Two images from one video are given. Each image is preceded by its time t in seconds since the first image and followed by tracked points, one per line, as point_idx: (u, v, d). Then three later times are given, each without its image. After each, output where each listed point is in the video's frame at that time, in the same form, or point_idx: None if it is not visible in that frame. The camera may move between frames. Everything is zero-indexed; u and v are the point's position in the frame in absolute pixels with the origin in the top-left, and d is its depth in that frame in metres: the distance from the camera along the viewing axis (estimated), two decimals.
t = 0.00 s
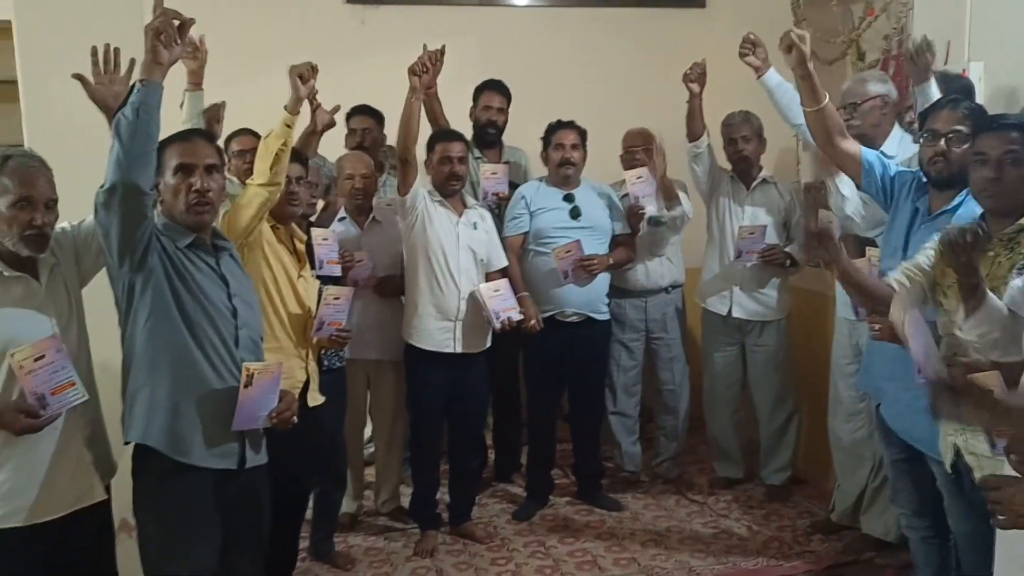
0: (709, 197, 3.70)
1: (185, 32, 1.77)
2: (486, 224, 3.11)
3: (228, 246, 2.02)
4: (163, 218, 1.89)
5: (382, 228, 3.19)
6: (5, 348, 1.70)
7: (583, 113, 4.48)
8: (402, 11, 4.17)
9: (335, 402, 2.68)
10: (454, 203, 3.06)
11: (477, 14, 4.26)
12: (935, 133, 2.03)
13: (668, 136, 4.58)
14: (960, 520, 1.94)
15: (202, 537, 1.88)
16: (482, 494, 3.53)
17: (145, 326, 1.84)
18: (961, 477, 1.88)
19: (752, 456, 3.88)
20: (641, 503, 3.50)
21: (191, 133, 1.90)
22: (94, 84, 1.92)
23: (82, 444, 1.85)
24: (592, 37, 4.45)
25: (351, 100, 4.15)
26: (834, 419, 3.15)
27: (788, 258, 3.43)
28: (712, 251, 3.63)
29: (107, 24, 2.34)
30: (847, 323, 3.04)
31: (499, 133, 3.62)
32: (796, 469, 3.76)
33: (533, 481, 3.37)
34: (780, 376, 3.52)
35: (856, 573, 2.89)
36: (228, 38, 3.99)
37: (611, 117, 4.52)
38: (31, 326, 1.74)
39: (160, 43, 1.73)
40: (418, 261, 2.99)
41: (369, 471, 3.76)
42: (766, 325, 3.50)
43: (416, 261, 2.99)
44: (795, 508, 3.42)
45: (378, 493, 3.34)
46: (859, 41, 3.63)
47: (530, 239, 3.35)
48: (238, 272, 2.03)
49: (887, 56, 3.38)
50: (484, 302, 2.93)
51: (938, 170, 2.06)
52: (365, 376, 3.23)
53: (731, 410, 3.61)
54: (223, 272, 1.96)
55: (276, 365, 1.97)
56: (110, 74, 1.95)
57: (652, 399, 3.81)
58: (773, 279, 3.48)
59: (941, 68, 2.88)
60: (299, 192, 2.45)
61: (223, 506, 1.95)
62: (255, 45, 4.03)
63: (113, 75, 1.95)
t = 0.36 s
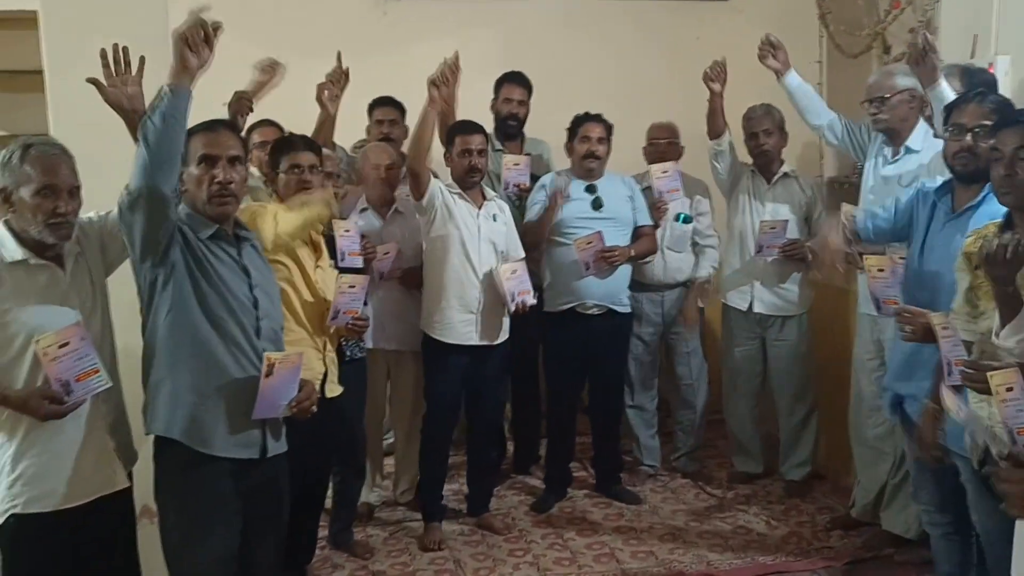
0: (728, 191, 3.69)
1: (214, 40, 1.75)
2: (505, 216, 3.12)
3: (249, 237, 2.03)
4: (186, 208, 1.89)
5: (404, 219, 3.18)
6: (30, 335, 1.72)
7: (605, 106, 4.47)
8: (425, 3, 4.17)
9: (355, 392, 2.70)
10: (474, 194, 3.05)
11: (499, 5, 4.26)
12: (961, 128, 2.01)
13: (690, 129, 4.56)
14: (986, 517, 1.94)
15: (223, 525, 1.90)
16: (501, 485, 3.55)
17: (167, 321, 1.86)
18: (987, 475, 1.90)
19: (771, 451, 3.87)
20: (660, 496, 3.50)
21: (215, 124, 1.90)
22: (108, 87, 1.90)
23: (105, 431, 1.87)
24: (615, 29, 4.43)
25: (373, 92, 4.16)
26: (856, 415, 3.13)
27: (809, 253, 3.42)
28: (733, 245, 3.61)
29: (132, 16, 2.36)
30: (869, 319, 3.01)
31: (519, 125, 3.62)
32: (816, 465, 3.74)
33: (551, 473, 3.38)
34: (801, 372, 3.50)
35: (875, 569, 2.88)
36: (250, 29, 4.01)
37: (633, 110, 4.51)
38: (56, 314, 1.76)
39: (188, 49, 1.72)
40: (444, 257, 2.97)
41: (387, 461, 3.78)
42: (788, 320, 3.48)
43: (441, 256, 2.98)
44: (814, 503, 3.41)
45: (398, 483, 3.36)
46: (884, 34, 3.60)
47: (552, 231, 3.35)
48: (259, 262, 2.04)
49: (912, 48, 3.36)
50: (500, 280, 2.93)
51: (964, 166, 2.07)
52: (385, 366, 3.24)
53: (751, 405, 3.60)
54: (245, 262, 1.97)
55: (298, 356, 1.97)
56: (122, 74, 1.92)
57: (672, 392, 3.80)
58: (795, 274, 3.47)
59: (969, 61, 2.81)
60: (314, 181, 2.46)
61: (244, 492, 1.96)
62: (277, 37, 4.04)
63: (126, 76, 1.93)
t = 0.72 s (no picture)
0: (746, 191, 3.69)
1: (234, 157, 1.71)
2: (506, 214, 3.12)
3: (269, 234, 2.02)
4: (211, 202, 1.92)
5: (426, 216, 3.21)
6: (53, 328, 1.74)
7: (625, 105, 4.46)
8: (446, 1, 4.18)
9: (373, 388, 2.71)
10: (477, 193, 3.05)
11: (520, 4, 4.26)
12: (967, 134, 2.05)
13: (710, 128, 4.55)
14: (1006, 520, 1.93)
15: (242, 518, 1.92)
16: (518, 483, 3.56)
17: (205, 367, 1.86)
18: (1008, 478, 1.89)
19: (789, 452, 3.86)
20: (677, 496, 3.50)
21: (241, 118, 1.95)
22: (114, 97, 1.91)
23: (126, 421, 1.89)
24: (635, 27, 4.42)
25: (393, 89, 4.17)
26: (875, 418, 3.12)
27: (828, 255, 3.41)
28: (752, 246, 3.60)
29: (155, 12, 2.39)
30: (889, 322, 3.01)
31: (538, 124, 3.62)
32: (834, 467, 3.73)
33: (568, 471, 3.39)
34: (820, 373, 3.49)
35: (892, 572, 2.86)
36: (273, 27, 4.04)
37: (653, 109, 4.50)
38: (79, 307, 1.78)
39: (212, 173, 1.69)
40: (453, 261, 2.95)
41: (404, 457, 3.80)
42: (808, 322, 3.46)
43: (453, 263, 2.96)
44: (831, 505, 3.39)
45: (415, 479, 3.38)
46: (907, 34, 3.59)
47: (571, 230, 3.35)
48: (279, 260, 2.04)
49: (935, 49, 3.34)
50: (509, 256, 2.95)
51: (975, 170, 2.07)
52: (404, 363, 3.26)
53: (770, 406, 3.59)
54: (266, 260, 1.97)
55: (317, 348, 1.95)
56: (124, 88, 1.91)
57: (689, 392, 3.80)
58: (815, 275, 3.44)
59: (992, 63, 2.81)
60: (341, 175, 2.48)
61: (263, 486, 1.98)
62: (299, 35, 4.07)
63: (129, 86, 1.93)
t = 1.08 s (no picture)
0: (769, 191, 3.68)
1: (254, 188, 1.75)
2: (515, 214, 3.13)
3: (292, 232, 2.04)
4: (237, 200, 1.94)
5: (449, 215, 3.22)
6: (84, 325, 1.77)
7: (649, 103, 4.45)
8: None
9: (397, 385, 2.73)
10: (484, 195, 3.05)
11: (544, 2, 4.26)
12: (998, 131, 2.04)
13: (735, 127, 4.53)
14: None
15: (267, 513, 1.94)
16: (540, 481, 3.56)
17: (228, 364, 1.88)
18: None
19: (813, 452, 3.84)
20: (700, 495, 3.49)
21: (268, 116, 1.96)
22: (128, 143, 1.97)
23: (153, 417, 1.91)
24: (660, 25, 4.41)
25: (417, 88, 4.19)
26: (901, 419, 3.10)
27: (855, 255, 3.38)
28: (777, 246, 3.58)
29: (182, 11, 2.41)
30: (918, 324, 2.97)
31: (561, 122, 3.62)
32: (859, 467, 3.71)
33: (591, 469, 3.39)
34: (845, 373, 3.47)
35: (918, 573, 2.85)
36: (298, 26, 4.06)
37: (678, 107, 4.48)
38: (107, 304, 1.81)
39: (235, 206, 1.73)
40: (468, 259, 2.96)
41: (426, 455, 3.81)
42: (832, 322, 3.44)
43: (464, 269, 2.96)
44: (856, 506, 3.37)
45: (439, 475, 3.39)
46: (935, 32, 3.56)
47: (595, 230, 3.34)
48: (302, 257, 2.05)
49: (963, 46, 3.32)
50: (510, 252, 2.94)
51: (1004, 169, 2.07)
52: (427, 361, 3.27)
53: (794, 405, 3.58)
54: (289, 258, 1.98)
55: (344, 344, 1.96)
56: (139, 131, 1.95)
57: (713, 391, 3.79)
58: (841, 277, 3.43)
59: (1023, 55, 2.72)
60: (367, 175, 2.47)
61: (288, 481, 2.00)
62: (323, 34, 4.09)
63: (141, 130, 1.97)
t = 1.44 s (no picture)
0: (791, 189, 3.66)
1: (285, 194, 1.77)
2: (541, 209, 3.13)
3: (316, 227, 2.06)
4: (259, 196, 1.94)
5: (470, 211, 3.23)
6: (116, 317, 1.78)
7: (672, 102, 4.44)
8: None
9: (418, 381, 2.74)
10: (510, 186, 3.05)
11: None
12: None
13: (758, 125, 4.51)
14: None
15: (289, 505, 1.95)
16: (560, 478, 3.56)
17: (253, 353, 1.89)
18: None
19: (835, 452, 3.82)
20: (720, 495, 3.48)
21: (293, 114, 1.95)
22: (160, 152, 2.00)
23: (178, 408, 1.93)
24: (684, 24, 4.40)
25: (440, 86, 4.20)
26: (924, 420, 3.07)
27: (875, 251, 3.35)
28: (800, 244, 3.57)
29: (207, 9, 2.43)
30: (939, 324, 2.96)
31: (583, 120, 3.62)
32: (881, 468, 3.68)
33: (611, 467, 3.39)
34: (867, 373, 3.44)
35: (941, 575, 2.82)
36: (322, 23, 4.08)
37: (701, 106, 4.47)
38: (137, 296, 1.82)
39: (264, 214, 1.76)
40: (495, 251, 2.94)
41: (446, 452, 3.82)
42: (854, 321, 3.42)
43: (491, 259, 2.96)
44: (878, 506, 3.35)
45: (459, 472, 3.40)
46: (962, 30, 3.53)
47: (614, 228, 3.36)
48: (325, 251, 2.07)
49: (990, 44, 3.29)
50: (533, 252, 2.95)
51: None
52: (448, 357, 3.29)
53: (816, 404, 3.56)
54: (312, 252, 2.01)
55: (364, 342, 2.03)
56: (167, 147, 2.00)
57: (734, 390, 3.77)
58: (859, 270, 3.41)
59: None
60: (384, 170, 2.48)
61: (308, 475, 2.01)
62: (347, 31, 4.11)
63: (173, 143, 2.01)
